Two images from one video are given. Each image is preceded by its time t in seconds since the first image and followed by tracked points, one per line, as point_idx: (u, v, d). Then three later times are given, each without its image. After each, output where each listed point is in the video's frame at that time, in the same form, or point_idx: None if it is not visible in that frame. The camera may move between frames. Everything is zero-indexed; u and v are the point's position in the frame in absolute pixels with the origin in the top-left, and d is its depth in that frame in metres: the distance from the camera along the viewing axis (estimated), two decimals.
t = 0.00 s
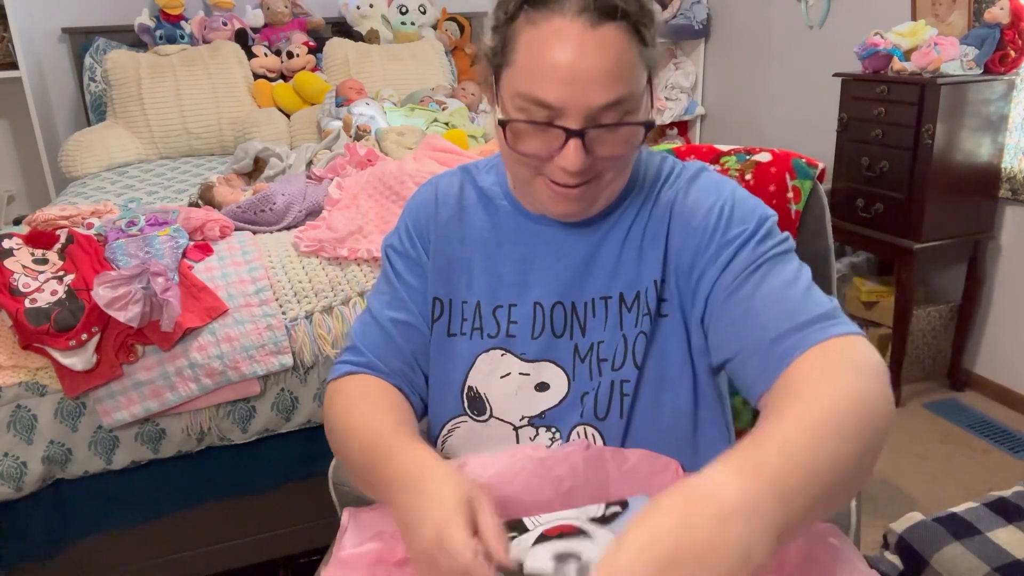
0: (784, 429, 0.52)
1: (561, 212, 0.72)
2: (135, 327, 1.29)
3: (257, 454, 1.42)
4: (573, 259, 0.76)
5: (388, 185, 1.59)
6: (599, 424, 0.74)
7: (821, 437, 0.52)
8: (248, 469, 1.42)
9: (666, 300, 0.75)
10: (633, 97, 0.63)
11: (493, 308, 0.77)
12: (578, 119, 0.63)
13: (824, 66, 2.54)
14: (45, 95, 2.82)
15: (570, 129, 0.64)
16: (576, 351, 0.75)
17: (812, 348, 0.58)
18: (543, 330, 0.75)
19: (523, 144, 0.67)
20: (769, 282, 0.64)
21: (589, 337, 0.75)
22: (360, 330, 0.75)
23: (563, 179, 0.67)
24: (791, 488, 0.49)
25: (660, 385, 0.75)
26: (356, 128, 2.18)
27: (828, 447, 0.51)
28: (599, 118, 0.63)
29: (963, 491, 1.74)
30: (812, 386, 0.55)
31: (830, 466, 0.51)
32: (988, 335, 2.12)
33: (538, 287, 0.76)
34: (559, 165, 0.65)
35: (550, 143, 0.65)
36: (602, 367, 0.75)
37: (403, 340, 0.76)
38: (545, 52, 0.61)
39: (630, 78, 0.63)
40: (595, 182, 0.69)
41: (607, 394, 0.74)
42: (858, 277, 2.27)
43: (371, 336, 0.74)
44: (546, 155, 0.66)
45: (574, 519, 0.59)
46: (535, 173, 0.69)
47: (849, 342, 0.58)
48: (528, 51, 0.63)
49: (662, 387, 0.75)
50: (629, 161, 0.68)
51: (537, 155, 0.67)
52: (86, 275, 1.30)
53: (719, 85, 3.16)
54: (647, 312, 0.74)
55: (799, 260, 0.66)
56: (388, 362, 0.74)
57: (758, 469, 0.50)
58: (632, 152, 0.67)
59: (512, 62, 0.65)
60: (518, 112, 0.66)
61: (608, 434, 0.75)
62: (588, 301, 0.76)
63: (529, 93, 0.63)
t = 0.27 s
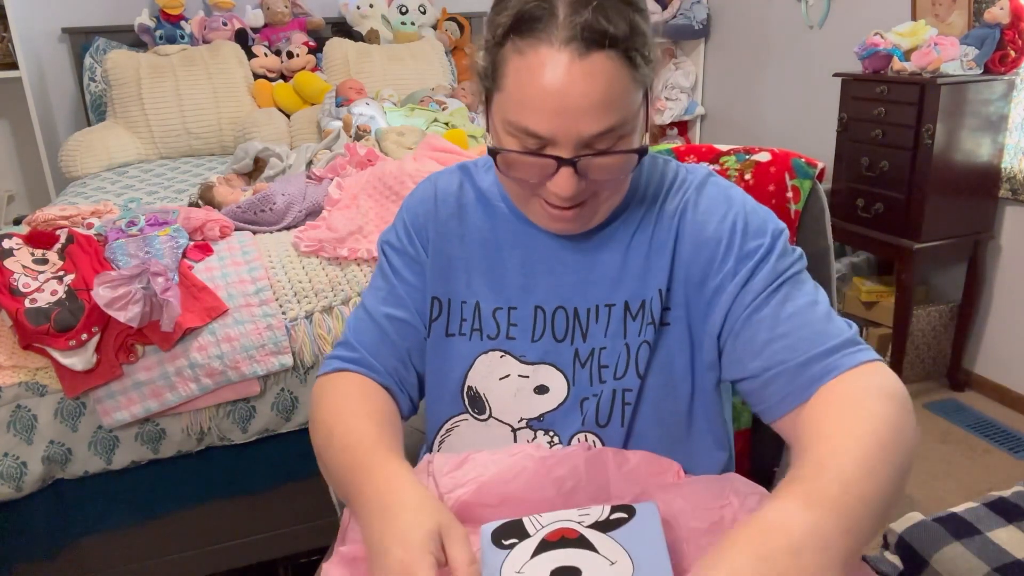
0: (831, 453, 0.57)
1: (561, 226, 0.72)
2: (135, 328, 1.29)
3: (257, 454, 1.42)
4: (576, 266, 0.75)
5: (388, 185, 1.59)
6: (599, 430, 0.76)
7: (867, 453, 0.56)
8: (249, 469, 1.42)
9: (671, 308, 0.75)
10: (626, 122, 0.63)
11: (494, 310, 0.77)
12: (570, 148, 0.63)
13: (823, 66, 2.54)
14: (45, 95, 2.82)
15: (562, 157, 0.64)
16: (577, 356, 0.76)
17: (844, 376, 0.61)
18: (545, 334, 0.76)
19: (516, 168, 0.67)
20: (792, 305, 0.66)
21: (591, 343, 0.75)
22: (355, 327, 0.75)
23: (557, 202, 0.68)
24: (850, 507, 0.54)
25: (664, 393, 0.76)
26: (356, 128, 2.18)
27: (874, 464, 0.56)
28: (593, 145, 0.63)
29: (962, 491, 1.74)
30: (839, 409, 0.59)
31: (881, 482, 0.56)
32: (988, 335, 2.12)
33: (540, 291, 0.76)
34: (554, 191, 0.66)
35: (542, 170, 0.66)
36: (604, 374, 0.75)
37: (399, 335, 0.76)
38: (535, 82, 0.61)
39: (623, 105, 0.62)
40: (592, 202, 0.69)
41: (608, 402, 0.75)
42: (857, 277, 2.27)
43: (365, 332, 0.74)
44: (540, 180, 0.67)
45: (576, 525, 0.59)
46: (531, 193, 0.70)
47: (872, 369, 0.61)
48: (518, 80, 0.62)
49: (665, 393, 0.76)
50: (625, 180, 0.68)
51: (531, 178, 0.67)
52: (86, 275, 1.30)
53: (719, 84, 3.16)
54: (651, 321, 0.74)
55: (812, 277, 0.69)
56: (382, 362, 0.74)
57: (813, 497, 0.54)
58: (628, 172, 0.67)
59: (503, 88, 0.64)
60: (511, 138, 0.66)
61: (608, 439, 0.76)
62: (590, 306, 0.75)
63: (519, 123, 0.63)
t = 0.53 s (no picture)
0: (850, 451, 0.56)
1: (566, 230, 0.72)
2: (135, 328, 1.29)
3: (257, 454, 1.42)
4: (581, 268, 0.75)
5: (388, 185, 1.59)
6: (603, 431, 0.76)
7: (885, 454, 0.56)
8: (249, 469, 1.42)
9: (676, 309, 0.76)
10: (628, 129, 0.63)
11: (500, 311, 0.76)
12: (573, 156, 0.63)
13: (823, 66, 2.54)
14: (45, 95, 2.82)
15: (565, 166, 0.64)
16: (584, 359, 0.75)
17: (853, 375, 0.62)
18: (551, 336, 0.75)
19: (519, 176, 0.67)
20: (799, 305, 0.66)
21: (597, 344, 0.75)
22: (364, 328, 0.72)
23: (561, 209, 0.68)
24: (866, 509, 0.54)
25: (669, 393, 0.76)
26: (356, 128, 2.18)
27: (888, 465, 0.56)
28: (596, 152, 0.63)
29: (962, 490, 1.74)
30: (852, 409, 0.59)
31: (889, 482, 0.56)
32: (988, 335, 2.12)
33: (546, 293, 0.76)
34: (556, 200, 0.66)
35: (545, 178, 0.66)
36: (611, 375, 0.75)
37: (411, 335, 0.74)
38: (535, 92, 0.61)
39: (624, 114, 0.62)
40: (596, 208, 0.69)
41: (613, 403, 0.75)
42: (857, 277, 2.27)
43: (376, 334, 0.72)
44: (542, 188, 0.67)
45: (582, 526, 0.59)
46: (534, 200, 0.70)
47: (880, 366, 0.62)
48: (518, 89, 0.62)
49: (670, 394, 0.76)
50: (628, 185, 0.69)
51: (534, 186, 0.67)
52: (86, 275, 1.30)
53: (719, 84, 3.16)
54: (657, 323, 0.75)
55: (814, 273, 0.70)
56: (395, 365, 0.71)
57: (821, 497, 0.54)
58: (631, 177, 0.67)
59: (504, 96, 0.64)
60: (513, 146, 0.66)
61: (612, 439, 0.76)
62: (597, 308, 0.75)
63: (521, 133, 0.63)
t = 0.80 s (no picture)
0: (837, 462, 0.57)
1: (571, 227, 0.72)
2: (135, 328, 1.29)
3: (257, 454, 1.42)
4: (586, 267, 0.75)
5: (388, 185, 1.59)
6: (606, 429, 0.75)
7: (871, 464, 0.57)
8: (249, 469, 1.42)
9: (679, 308, 0.76)
10: (634, 121, 0.63)
11: (505, 311, 0.76)
12: (579, 147, 0.63)
13: (823, 66, 2.54)
14: (44, 95, 2.82)
15: (572, 157, 0.64)
16: (588, 358, 0.75)
17: (849, 374, 0.62)
18: (555, 336, 0.75)
19: (524, 170, 0.67)
20: (798, 303, 0.67)
21: (601, 344, 0.75)
22: (371, 320, 0.71)
23: (566, 203, 0.68)
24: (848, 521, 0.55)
25: (672, 392, 0.76)
26: (356, 128, 2.18)
27: (875, 475, 0.57)
28: (602, 143, 0.63)
29: (962, 490, 1.75)
30: (846, 414, 0.60)
31: (876, 492, 0.56)
32: (988, 335, 2.12)
33: (550, 293, 0.76)
34: (562, 191, 0.66)
35: (552, 171, 0.65)
36: (614, 374, 0.75)
37: (423, 328, 0.73)
38: (542, 81, 0.61)
39: (630, 104, 0.62)
40: (602, 202, 0.69)
41: (616, 402, 0.75)
42: (857, 277, 2.27)
43: (386, 327, 0.71)
44: (548, 181, 0.67)
45: (589, 528, 0.59)
46: (539, 195, 0.70)
47: (877, 366, 0.62)
48: (525, 78, 0.62)
49: (672, 393, 0.76)
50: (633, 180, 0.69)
51: (538, 180, 0.67)
52: (86, 274, 1.30)
53: (719, 84, 3.16)
54: (661, 321, 0.74)
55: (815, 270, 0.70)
56: (407, 359, 0.71)
57: (804, 511, 0.55)
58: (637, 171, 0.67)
59: (510, 89, 0.64)
60: (518, 138, 0.66)
61: (614, 438, 0.76)
62: (601, 307, 0.75)
63: (527, 124, 0.63)
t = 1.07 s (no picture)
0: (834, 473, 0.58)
1: (572, 224, 0.72)
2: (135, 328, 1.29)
3: (257, 454, 1.42)
4: (586, 265, 0.75)
5: (388, 185, 1.59)
6: (606, 427, 0.76)
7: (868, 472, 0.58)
8: (249, 469, 1.42)
9: (679, 306, 0.76)
10: (636, 113, 0.63)
11: (507, 309, 0.76)
12: (582, 138, 0.63)
13: (823, 66, 2.54)
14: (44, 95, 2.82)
15: (574, 147, 0.64)
16: (589, 357, 0.75)
17: (840, 373, 0.62)
18: (557, 335, 0.75)
19: (526, 163, 0.67)
20: (792, 299, 0.66)
21: (602, 343, 0.75)
22: (378, 317, 0.71)
23: (568, 194, 0.67)
24: (840, 528, 0.55)
25: (672, 391, 0.76)
26: (356, 128, 2.18)
27: (868, 485, 0.57)
28: (604, 134, 0.63)
29: (963, 490, 1.75)
30: (838, 416, 0.60)
31: (872, 500, 0.57)
32: (988, 335, 2.12)
33: (551, 291, 0.76)
34: (564, 183, 0.66)
35: (553, 162, 0.65)
36: (614, 372, 0.75)
37: (432, 324, 0.73)
38: (545, 72, 0.61)
39: (633, 96, 0.62)
40: (604, 194, 0.69)
41: (617, 400, 0.75)
42: (857, 277, 2.27)
43: (392, 323, 0.70)
44: (549, 174, 0.67)
45: (588, 531, 0.59)
46: (540, 189, 0.70)
47: (873, 365, 0.62)
48: (528, 69, 0.62)
49: (673, 392, 0.76)
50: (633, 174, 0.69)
51: (540, 173, 0.67)
52: (86, 274, 1.30)
53: (719, 84, 3.16)
54: (660, 319, 0.74)
55: (813, 275, 0.69)
56: (414, 355, 0.70)
57: (798, 524, 0.55)
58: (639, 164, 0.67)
59: (513, 80, 0.64)
60: (520, 130, 0.66)
61: (615, 437, 0.76)
62: (601, 306, 0.75)
63: (530, 114, 0.63)
